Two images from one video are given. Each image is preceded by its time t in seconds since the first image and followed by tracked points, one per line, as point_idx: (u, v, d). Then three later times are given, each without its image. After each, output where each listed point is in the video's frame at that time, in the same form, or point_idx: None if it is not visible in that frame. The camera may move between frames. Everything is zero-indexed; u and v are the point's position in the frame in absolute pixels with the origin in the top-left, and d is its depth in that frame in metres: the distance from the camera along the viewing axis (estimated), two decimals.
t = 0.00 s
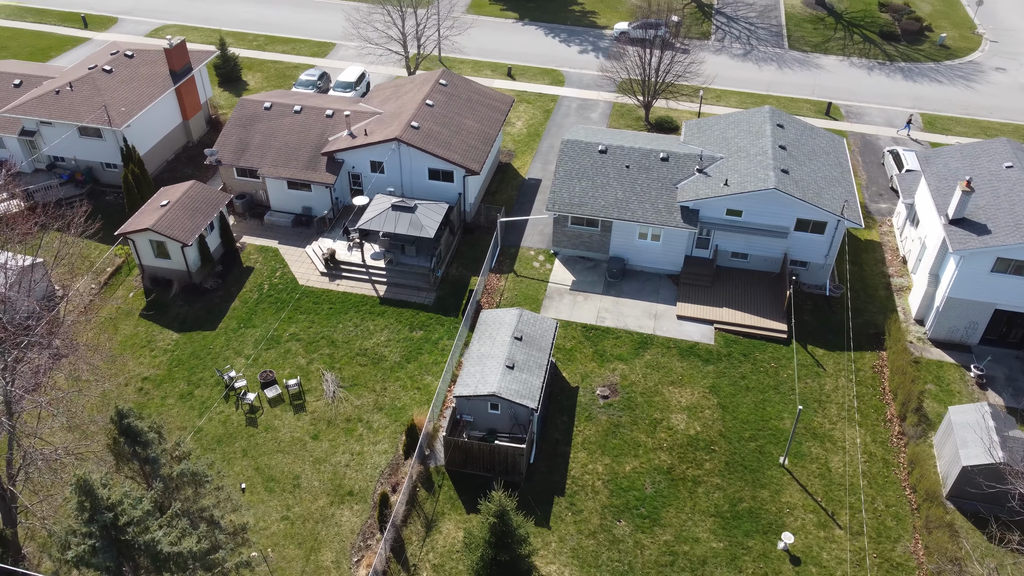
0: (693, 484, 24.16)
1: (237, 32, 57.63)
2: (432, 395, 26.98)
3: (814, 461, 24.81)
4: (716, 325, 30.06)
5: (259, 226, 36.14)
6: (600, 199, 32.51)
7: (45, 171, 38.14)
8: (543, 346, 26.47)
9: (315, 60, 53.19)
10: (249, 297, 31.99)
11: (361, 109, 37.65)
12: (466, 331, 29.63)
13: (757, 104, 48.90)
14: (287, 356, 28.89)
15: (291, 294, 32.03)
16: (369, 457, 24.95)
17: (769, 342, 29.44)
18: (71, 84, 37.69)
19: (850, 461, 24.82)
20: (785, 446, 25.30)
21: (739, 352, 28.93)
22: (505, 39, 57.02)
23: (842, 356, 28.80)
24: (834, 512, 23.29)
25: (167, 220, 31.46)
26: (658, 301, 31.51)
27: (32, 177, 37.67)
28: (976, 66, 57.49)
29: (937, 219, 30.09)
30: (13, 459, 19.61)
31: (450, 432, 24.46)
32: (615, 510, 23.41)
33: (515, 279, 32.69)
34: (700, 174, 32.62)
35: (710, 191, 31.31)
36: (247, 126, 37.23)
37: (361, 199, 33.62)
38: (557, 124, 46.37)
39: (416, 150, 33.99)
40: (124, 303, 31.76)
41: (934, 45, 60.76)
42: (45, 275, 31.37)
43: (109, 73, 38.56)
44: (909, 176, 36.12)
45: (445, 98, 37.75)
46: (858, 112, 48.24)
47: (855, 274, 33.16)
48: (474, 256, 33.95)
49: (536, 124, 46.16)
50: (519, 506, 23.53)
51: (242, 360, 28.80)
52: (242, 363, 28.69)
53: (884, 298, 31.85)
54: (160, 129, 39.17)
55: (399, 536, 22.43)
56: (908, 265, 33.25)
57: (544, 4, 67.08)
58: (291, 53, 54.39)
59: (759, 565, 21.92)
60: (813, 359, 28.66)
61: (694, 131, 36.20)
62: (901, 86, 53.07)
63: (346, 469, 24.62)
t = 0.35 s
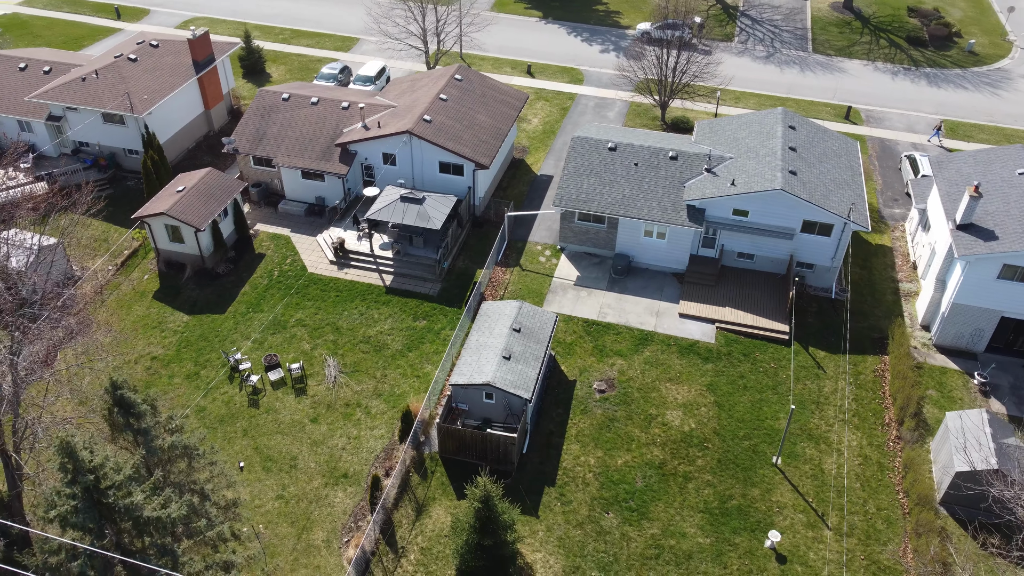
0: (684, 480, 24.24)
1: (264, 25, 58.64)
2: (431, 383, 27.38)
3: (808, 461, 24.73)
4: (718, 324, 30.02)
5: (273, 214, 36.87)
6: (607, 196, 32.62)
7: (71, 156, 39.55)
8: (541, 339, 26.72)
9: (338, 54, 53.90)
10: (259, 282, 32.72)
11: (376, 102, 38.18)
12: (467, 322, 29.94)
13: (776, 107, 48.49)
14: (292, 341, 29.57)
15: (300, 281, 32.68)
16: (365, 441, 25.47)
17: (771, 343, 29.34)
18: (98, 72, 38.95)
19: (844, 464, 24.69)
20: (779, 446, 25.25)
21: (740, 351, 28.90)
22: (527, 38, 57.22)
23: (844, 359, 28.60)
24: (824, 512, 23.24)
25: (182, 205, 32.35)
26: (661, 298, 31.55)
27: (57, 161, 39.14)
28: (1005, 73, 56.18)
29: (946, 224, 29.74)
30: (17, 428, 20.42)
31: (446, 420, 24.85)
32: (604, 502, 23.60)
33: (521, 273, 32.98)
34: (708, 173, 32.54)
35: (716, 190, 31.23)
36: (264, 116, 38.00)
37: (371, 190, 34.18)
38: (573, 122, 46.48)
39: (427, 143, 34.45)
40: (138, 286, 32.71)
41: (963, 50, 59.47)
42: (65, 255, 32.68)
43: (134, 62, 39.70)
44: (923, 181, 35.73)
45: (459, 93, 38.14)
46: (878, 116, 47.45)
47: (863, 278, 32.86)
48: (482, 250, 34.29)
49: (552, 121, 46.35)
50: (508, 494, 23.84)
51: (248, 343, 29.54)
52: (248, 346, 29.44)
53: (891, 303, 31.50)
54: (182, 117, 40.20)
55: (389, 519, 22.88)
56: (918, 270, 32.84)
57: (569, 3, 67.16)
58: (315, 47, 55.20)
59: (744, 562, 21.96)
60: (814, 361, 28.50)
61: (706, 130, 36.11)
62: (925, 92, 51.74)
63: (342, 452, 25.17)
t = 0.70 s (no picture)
0: (674, 475, 24.35)
1: (293, 19, 59.70)
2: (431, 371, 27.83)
3: (800, 462, 24.66)
4: (719, 323, 30.00)
5: (289, 203, 37.69)
6: (615, 193, 32.77)
7: (99, 140, 40.99)
8: (539, 331, 27.01)
9: (363, 48, 54.67)
10: (271, 268, 33.51)
11: (393, 95, 38.77)
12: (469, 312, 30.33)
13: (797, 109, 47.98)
14: (298, 326, 30.30)
15: (311, 268, 33.38)
16: (363, 424, 26.03)
17: (772, 343, 29.24)
18: (126, 60, 40.25)
19: (837, 466, 24.59)
20: (773, 446, 25.20)
21: (740, 351, 28.86)
22: (550, 36, 57.42)
23: (845, 362, 28.40)
24: (813, 513, 23.18)
25: (199, 189, 33.27)
26: (665, 296, 31.62)
27: (85, 145, 40.69)
28: None
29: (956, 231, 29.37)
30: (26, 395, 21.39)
31: (441, 406, 25.27)
32: (593, 494, 23.81)
33: (527, 266, 33.30)
34: (718, 173, 32.49)
35: (724, 190, 31.19)
36: (284, 107, 38.81)
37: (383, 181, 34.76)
38: (591, 120, 46.58)
39: (439, 136, 34.92)
40: (155, 267, 33.79)
41: (996, 57, 57.99)
42: (86, 235, 33.95)
43: (162, 51, 40.88)
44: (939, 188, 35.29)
45: (475, 88, 38.58)
46: (901, 121, 46.80)
47: (873, 283, 32.54)
48: (490, 243, 34.67)
49: (569, 119, 46.51)
50: (498, 482, 24.19)
51: (256, 327, 30.33)
52: (256, 329, 30.23)
53: (898, 308, 31.14)
54: (206, 106, 41.25)
55: (380, 500, 23.36)
56: (929, 277, 32.41)
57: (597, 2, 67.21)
58: (342, 41, 56.05)
59: (728, 558, 22.02)
60: (815, 363, 28.36)
61: (719, 130, 36.02)
62: (951, 98, 50.76)
63: (340, 434, 25.75)
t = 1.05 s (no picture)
0: (665, 470, 24.44)
1: (320, 14, 60.60)
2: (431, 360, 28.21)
3: (793, 462, 24.60)
4: (721, 322, 29.96)
5: (304, 192, 38.37)
6: (623, 190, 32.86)
7: (123, 127, 42.07)
8: (539, 324, 27.27)
9: (386, 43, 55.31)
10: (282, 256, 34.17)
11: (408, 89, 39.26)
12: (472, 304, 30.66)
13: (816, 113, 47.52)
14: (305, 312, 30.91)
15: (320, 256, 33.99)
16: (361, 409, 26.53)
17: (773, 344, 29.13)
18: (152, 49, 41.33)
19: (831, 467, 24.48)
20: (767, 445, 25.15)
21: (740, 350, 28.79)
22: (572, 34, 57.56)
23: (846, 365, 28.22)
24: (802, 513, 23.13)
25: (215, 176, 34.08)
26: (669, 294, 31.67)
27: (110, 132, 41.81)
28: None
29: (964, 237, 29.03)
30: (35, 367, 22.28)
31: (437, 394, 25.64)
32: (583, 485, 24.00)
33: (533, 261, 33.57)
34: (726, 173, 32.41)
35: (731, 190, 31.12)
36: (302, 98, 39.50)
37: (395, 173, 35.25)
38: (607, 119, 46.63)
39: (451, 130, 35.32)
40: (171, 252, 34.66)
41: None
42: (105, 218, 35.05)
43: (186, 41, 41.88)
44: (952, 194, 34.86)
45: (490, 84, 38.94)
46: (923, 127, 46.18)
47: (881, 287, 32.22)
48: (498, 237, 34.98)
49: (585, 117, 46.63)
50: (490, 470, 24.50)
51: (264, 312, 30.98)
52: (263, 313, 30.90)
53: (905, 313, 30.80)
54: (227, 96, 42.13)
55: (373, 483, 23.78)
56: (938, 283, 32.01)
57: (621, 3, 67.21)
58: (366, 36, 56.77)
59: (714, 554, 22.08)
60: (816, 364, 28.21)
61: (731, 131, 35.90)
62: (976, 105, 49.90)
63: (338, 418, 26.27)
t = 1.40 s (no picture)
0: (657, 464, 24.57)
1: (348, 8, 61.45)
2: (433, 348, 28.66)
3: (785, 462, 24.57)
4: (724, 321, 29.94)
5: (320, 182, 39.14)
6: (631, 187, 32.97)
7: (150, 114, 43.22)
8: (539, 316, 27.56)
9: (410, 38, 55.90)
10: (294, 242, 34.88)
11: (426, 83, 39.78)
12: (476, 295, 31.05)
13: (838, 116, 46.95)
14: (313, 297, 31.56)
15: (332, 244, 34.64)
16: (361, 393, 27.07)
17: (775, 345, 29.05)
18: (179, 39, 42.43)
19: (823, 468, 24.41)
20: (760, 444, 25.14)
21: (741, 350, 28.75)
22: (596, 33, 57.62)
23: (847, 368, 28.04)
24: (791, 512, 23.12)
25: (233, 163, 34.95)
26: (673, 292, 31.73)
27: (137, 118, 43.02)
28: None
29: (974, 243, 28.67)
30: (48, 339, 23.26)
31: (435, 380, 26.08)
32: (573, 476, 24.24)
33: (540, 255, 33.85)
34: (735, 173, 32.33)
35: (739, 190, 31.05)
36: (322, 89, 40.24)
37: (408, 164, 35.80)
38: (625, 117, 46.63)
39: (465, 124, 35.74)
40: (189, 235, 35.61)
41: None
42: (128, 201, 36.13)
43: (213, 31, 42.93)
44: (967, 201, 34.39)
45: (506, 80, 39.30)
46: (946, 134, 45.44)
47: (890, 291, 31.88)
48: (507, 230, 35.32)
49: (603, 116, 46.71)
50: (482, 457, 24.85)
51: (273, 296, 31.69)
52: (273, 297, 31.62)
53: (912, 318, 30.45)
54: (250, 86, 43.11)
55: (367, 465, 24.27)
56: (949, 290, 31.59)
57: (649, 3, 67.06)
58: (391, 31, 57.43)
59: (699, 548, 22.20)
60: (817, 367, 28.06)
61: (745, 131, 35.74)
62: (1004, 113, 48.87)
63: (338, 401, 26.84)
